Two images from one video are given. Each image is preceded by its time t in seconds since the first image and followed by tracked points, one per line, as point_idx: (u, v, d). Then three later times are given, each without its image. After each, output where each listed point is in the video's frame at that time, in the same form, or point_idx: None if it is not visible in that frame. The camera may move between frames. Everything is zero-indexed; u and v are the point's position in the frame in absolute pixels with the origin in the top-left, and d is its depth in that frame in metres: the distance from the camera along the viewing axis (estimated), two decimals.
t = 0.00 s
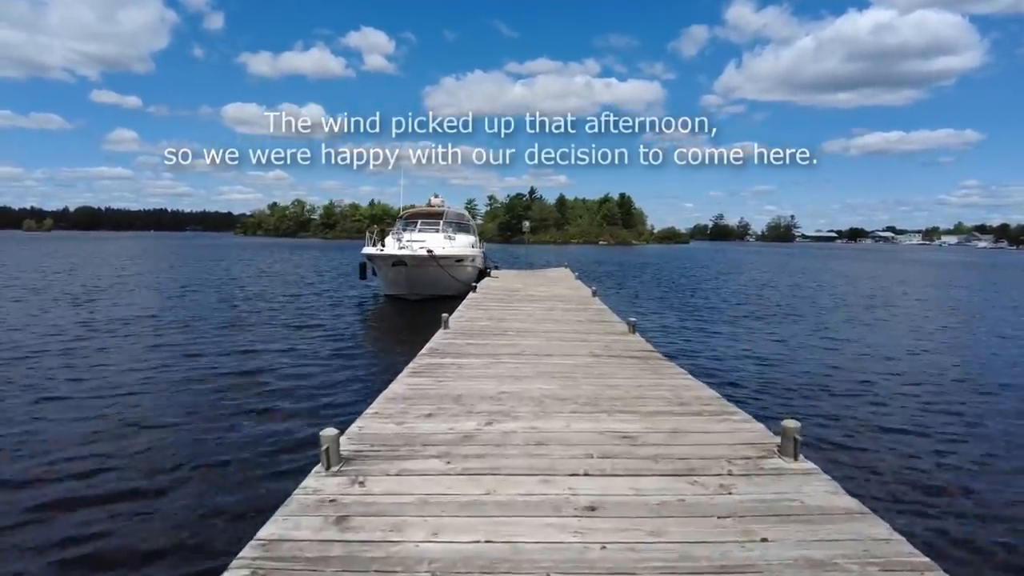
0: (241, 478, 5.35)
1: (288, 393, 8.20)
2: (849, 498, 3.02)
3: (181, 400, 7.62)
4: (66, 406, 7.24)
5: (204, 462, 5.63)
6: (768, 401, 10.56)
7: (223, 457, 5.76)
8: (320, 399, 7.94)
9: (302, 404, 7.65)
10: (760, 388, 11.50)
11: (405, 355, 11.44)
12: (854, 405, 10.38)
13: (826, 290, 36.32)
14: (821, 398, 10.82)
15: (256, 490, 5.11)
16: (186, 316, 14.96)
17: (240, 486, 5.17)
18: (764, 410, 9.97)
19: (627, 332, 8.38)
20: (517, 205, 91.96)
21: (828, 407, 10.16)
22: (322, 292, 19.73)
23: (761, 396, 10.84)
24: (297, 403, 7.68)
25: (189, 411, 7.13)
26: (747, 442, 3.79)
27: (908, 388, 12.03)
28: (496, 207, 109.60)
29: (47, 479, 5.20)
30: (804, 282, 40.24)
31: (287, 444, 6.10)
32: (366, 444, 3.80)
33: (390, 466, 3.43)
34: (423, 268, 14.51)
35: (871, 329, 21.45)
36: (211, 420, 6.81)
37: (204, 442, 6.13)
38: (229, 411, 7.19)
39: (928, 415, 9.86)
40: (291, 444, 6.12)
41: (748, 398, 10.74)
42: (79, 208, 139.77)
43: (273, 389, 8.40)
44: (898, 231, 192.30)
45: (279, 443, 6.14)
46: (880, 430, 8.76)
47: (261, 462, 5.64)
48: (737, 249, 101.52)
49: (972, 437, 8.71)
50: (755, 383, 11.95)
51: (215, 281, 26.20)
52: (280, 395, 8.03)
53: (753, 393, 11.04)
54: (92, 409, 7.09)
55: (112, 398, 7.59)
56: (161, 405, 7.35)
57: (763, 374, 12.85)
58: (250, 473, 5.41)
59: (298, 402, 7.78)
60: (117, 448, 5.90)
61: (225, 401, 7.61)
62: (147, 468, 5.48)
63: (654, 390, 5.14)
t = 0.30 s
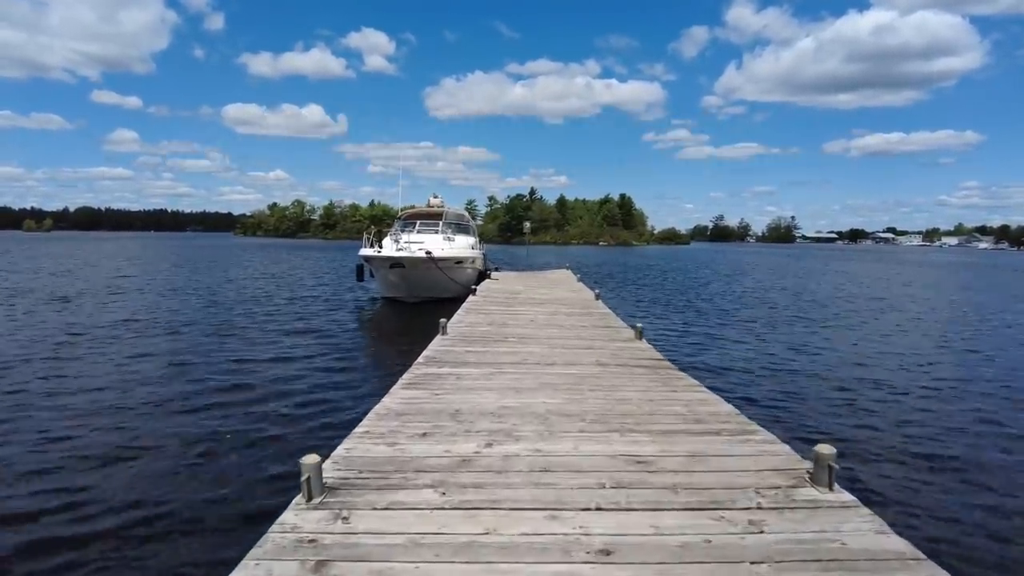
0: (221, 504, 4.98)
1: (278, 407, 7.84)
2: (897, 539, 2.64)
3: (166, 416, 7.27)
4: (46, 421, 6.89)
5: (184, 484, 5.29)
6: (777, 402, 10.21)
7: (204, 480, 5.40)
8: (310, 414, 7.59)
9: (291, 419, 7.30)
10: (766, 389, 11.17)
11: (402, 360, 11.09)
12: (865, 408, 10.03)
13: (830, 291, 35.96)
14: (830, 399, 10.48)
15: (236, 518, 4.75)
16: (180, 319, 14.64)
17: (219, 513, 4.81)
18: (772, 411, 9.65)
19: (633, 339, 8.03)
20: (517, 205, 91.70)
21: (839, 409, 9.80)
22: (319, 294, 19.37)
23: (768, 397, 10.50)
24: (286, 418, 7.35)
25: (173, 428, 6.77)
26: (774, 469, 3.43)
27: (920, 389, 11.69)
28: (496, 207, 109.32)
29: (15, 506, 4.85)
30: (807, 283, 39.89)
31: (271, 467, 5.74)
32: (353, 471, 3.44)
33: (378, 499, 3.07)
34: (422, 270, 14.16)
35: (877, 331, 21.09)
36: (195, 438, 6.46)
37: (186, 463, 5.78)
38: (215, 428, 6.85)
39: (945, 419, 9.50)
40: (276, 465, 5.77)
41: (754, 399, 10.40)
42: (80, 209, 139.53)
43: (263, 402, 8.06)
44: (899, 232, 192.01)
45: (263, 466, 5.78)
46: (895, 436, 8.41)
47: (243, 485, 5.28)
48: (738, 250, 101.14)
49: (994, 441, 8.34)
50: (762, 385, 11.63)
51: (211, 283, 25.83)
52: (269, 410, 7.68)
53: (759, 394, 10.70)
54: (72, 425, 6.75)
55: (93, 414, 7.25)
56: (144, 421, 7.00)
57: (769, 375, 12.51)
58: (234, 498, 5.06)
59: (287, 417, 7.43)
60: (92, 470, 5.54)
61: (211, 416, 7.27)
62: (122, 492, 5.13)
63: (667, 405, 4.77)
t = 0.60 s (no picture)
0: (195, 524, 4.59)
1: (266, 411, 7.44)
2: None
3: (147, 422, 6.89)
4: (19, 429, 6.52)
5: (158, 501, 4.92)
6: (789, 403, 9.80)
7: (180, 496, 5.03)
8: (299, 417, 7.18)
9: (279, 425, 6.89)
10: (779, 390, 10.73)
11: (398, 362, 10.70)
12: (882, 408, 9.61)
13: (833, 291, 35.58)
14: (844, 400, 10.06)
15: (211, 541, 4.36)
16: (172, 318, 14.27)
17: (193, 536, 4.44)
18: (785, 411, 9.24)
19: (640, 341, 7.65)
20: (518, 205, 91.39)
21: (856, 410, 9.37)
22: (316, 294, 18.99)
23: (781, 398, 10.09)
24: (274, 422, 6.95)
25: (153, 437, 6.41)
26: (804, 491, 3.04)
27: (937, 390, 11.26)
28: (497, 207, 108.98)
29: None
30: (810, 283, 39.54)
31: (254, 481, 5.34)
32: (331, 494, 3.06)
33: (355, 528, 2.70)
34: (419, 269, 13.77)
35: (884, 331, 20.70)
36: (175, 449, 6.08)
37: (162, 477, 5.41)
38: (198, 436, 6.45)
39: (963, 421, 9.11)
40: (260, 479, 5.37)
41: (767, 398, 9.97)
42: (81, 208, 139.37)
43: (251, 404, 7.66)
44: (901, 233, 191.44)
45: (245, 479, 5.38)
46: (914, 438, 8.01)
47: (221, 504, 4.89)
48: (739, 250, 100.77)
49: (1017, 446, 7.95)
50: (773, 385, 11.19)
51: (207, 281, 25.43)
52: (256, 413, 7.28)
53: (770, 394, 10.29)
54: (45, 433, 6.37)
55: (70, 421, 6.88)
56: (124, 430, 6.63)
57: (780, 376, 12.09)
58: (210, 517, 4.68)
59: (274, 421, 7.03)
60: (61, 485, 5.18)
61: (196, 423, 6.88)
62: (89, 511, 4.75)
63: (679, 415, 4.40)
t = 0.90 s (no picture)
0: (165, 566, 4.27)
1: (254, 427, 7.12)
2: None
3: (127, 441, 6.57)
4: None
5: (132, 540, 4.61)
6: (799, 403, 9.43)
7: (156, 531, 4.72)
8: (288, 436, 6.85)
9: (265, 445, 6.56)
10: (786, 390, 10.37)
11: (394, 367, 10.32)
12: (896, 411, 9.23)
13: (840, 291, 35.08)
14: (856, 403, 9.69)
15: None
16: (166, 320, 13.96)
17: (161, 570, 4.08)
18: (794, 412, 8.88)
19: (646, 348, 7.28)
20: (520, 205, 91.12)
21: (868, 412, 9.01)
22: (314, 296, 18.64)
23: (790, 399, 9.72)
24: (260, 443, 6.62)
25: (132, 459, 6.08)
26: (844, 536, 2.64)
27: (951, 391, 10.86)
28: (499, 208, 108.64)
29: None
30: (816, 283, 39.08)
31: (232, 514, 5.01)
32: (300, 537, 2.68)
33: None
34: (418, 271, 13.40)
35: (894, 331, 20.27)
36: (153, 474, 5.75)
37: (136, 509, 5.08)
38: (178, 457, 6.14)
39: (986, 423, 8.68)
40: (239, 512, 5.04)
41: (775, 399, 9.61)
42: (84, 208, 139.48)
43: (237, 421, 7.34)
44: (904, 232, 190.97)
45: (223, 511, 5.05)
46: (935, 441, 7.60)
47: (195, 542, 4.55)
48: (743, 250, 100.25)
49: None
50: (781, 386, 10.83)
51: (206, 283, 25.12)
52: (243, 432, 6.96)
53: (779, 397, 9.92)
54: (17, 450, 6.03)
55: (47, 442, 6.57)
56: (101, 451, 6.31)
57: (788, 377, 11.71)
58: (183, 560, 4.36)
59: (260, 441, 6.70)
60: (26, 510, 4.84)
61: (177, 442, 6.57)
62: (53, 553, 4.43)
63: (692, 436, 4.01)
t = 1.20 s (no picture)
0: None
1: (245, 424, 6.75)
2: None
3: (109, 438, 6.20)
4: None
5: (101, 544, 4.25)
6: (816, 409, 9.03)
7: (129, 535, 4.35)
8: (281, 434, 6.47)
9: (255, 442, 6.18)
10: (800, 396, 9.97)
11: (393, 369, 9.97)
12: (917, 414, 8.83)
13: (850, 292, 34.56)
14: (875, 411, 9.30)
15: None
16: (161, 319, 13.61)
17: None
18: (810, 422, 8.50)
19: (657, 353, 6.90)
20: (524, 204, 90.76)
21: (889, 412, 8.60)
22: (315, 295, 18.30)
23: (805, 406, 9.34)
24: (250, 441, 6.25)
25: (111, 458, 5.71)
26: None
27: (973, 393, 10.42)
28: (504, 207, 108.26)
29: None
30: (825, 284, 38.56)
31: (215, 518, 4.64)
32: None
33: None
34: (419, 271, 13.04)
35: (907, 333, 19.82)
36: (135, 474, 5.38)
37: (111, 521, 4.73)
38: (162, 455, 5.76)
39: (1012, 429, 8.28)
40: (222, 514, 4.67)
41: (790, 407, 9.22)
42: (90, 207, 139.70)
43: (228, 416, 6.97)
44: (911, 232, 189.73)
45: (206, 514, 4.67)
46: (962, 452, 7.22)
47: (171, 549, 4.17)
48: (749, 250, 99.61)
49: None
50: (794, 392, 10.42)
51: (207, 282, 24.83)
52: (234, 428, 6.58)
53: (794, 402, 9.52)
54: None
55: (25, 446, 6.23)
56: (82, 448, 5.95)
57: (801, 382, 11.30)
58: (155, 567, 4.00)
59: (251, 439, 6.33)
60: None
61: (164, 438, 6.19)
62: (20, 557, 4.06)
63: (711, 455, 3.65)
